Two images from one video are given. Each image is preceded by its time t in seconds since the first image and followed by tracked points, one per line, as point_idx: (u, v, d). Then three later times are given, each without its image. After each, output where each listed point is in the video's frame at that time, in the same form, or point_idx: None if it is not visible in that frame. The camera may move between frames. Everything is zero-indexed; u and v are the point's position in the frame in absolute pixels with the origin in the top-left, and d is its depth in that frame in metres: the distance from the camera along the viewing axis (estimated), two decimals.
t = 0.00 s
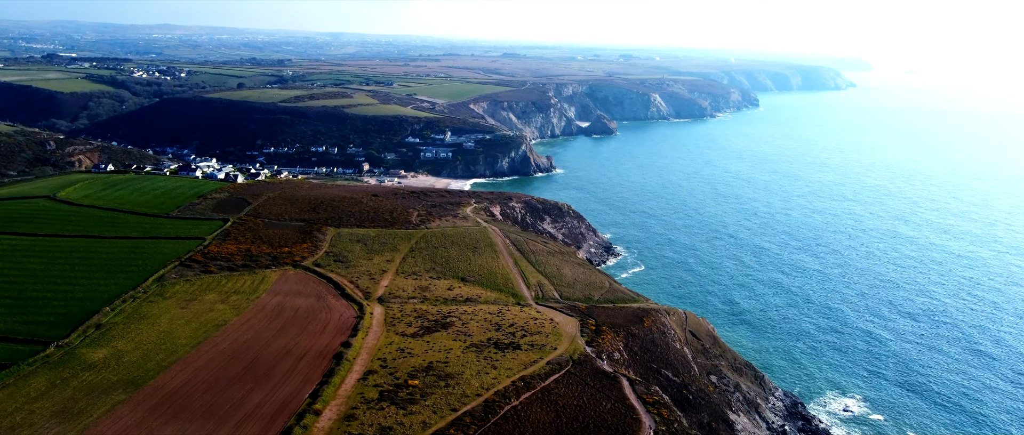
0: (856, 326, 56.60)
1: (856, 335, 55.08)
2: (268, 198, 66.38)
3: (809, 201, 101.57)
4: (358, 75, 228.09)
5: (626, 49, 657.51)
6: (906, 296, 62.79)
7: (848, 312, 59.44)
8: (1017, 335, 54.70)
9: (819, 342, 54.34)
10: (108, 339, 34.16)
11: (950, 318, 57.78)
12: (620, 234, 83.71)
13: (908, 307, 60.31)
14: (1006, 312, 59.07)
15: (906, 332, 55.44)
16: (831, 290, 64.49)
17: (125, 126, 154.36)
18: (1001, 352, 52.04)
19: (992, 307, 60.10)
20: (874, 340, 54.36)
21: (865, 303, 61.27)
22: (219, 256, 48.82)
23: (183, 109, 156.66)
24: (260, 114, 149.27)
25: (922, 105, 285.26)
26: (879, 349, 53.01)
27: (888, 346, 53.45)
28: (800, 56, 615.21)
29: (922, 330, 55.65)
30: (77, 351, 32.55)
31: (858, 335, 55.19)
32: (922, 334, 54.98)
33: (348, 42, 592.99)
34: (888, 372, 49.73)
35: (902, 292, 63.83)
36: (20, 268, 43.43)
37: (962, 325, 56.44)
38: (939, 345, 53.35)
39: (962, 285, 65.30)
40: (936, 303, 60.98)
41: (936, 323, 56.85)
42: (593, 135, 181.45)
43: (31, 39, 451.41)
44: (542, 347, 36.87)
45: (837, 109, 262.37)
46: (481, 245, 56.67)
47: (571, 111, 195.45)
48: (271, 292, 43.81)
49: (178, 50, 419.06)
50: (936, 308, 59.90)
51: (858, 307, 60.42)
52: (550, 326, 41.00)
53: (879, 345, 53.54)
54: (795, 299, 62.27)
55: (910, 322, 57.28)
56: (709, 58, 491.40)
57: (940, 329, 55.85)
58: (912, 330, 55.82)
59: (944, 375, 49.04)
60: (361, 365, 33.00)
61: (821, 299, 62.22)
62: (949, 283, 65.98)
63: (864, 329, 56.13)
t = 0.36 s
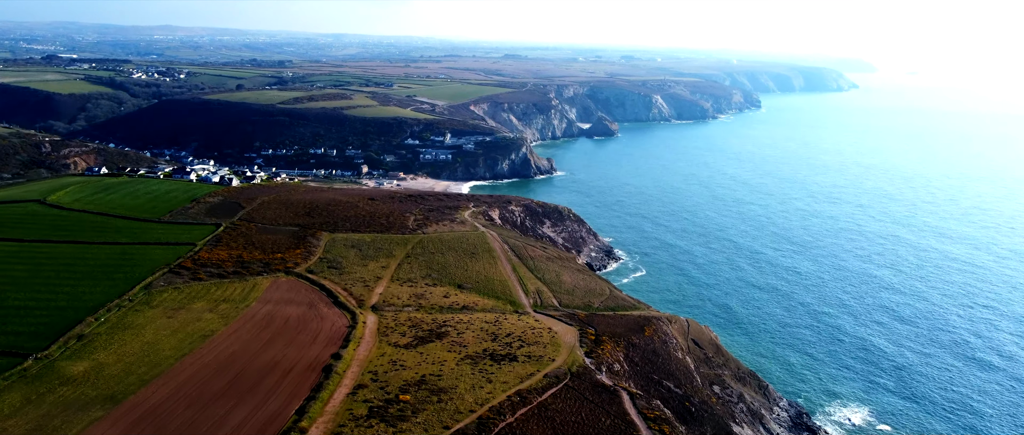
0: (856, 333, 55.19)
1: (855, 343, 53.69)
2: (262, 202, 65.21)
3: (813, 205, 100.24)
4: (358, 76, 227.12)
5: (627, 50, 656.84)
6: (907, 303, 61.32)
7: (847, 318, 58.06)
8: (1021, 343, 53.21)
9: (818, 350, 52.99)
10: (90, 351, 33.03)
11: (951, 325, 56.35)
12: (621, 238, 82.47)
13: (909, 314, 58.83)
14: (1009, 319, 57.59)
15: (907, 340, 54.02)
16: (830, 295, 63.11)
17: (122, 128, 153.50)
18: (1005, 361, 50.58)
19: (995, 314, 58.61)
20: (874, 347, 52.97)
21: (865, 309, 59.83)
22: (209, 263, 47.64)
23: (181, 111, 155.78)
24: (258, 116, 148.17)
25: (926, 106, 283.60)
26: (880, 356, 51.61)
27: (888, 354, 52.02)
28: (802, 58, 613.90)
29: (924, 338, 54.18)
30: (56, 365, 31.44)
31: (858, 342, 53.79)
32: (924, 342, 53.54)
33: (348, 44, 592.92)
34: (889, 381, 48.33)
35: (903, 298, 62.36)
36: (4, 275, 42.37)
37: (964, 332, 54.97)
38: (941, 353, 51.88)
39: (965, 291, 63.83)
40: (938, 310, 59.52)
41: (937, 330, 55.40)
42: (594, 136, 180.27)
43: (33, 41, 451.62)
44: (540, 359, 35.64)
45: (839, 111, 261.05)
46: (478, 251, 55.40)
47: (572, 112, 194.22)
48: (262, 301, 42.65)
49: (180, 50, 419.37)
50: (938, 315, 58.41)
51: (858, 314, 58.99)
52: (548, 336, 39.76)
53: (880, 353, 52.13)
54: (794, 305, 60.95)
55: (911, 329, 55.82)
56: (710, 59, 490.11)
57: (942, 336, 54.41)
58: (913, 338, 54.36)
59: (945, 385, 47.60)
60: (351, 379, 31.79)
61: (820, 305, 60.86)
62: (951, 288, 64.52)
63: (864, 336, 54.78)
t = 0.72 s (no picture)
0: (852, 344, 53.41)
1: (852, 354, 51.90)
2: (247, 208, 63.04)
3: (812, 209, 98.72)
4: (353, 77, 224.95)
5: (623, 52, 656.80)
6: (900, 313, 59.35)
7: (838, 330, 56.04)
8: (1018, 358, 51.31)
9: (809, 363, 51.00)
10: (51, 375, 30.95)
11: (947, 337, 54.40)
12: (618, 243, 80.58)
13: (903, 325, 56.81)
14: (1006, 331, 55.67)
15: (901, 353, 52.08)
16: (822, 305, 61.10)
17: (111, 130, 151.02)
18: (1002, 376, 48.65)
19: (991, 326, 56.71)
20: (866, 360, 51.01)
21: (861, 318, 58.08)
22: (188, 274, 45.51)
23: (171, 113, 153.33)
24: (249, 118, 145.86)
25: (922, 108, 283.19)
26: (872, 370, 49.66)
27: (883, 367, 50.17)
28: (798, 59, 614.70)
29: (918, 351, 52.29)
30: (12, 391, 29.38)
31: (852, 354, 51.90)
32: (918, 356, 51.60)
33: (344, 45, 591.00)
34: (881, 397, 46.39)
35: (900, 307, 60.59)
36: None
37: (960, 345, 53.03)
38: (936, 367, 49.95)
39: (960, 301, 61.88)
40: (933, 321, 57.54)
41: (931, 343, 53.48)
42: (590, 138, 178.61)
43: (26, 41, 448.69)
44: (533, 380, 33.71)
45: (836, 112, 260.32)
46: (470, 260, 53.38)
47: (568, 114, 192.47)
48: (240, 316, 40.49)
49: (174, 51, 417.28)
50: (932, 326, 56.47)
51: (850, 324, 57.01)
52: (542, 353, 37.81)
53: (872, 366, 50.17)
54: (784, 316, 58.92)
55: (904, 342, 53.86)
56: (707, 60, 489.50)
57: (937, 350, 52.47)
58: (907, 351, 52.44)
59: (940, 403, 45.68)
60: (330, 405, 29.75)
61: (811, 316, 58.82)
62: (949, 297, 62.80)
63: (856, 349, 52.82)
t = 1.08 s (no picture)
0: (850, 354, 51.90)
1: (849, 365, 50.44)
2: (232, 213, 60.77)
3: (812, 211, 97.08)
4: (346, 76, 222.27)
5: (619, 50, 655.66)
6: (894, 321, 57.60)
7: (829, 339, 54.29)
8: (1013, 370, 49.67)
9: (799, 375, 49.29)
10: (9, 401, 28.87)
11: (941, 347, 52.73)
12: (616, 246, 78.64)
13: (896, 334, 55.06)
14: (1001, 341, 54.01)
15: (894, 365, 50.37)
16: (813, 312, 59.34)
17: (99, 129, 148.32)
18: (997, 391, 46.98)
19: (986, 335, 55.02)
20: (859, 372, 49.35)
21: (859, 326, 56.55)
22: (165, 284, 43.29)
23: (160, 113, 150.78)
24: (240, 117, 143.31)
25: (919, 107, 282.43)
26: (864, 383, 47.97)
27: (882, 378, 48.71)
28: (794, 58, 614.30)
29: (911, 363, 50.60)
30: None
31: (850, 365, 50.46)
32: (911, 368, 49.91)
33: (339, 43, 587.21)
34: (873, 413, 44.73)
35: (898, 313, 59.15)
36: None
37: (954, 357, 51.33)
38: (929, 381, 48.28)
39: (955, 308, 60.17)
40: (926, 330, 55.81)
41: (924, 354, 51.83)
42: (587, 138, 176.85)
43: (17, 38, 444.06)
44: (527, 402, 31.82)
45: (833, 112, 259.49)
46: (462, 268, 51.29)
47: (564, 113, 190.60)
48: (219, 330, 38.27)
49: (167, 49, 413.90)
50: (924, 335, 54.81)
51: (843, 333, 55.32)
52: (537, 370, 35.91)
53: (864, 379, 48.45)
54: (775, 323, 57.14)
55: (899, 352, 52.21)
56: (703, 59, 488.32)
57: (930, 361, 50.79)
58: (901, 362, 50.82)
59: (932, 419, 44.04)
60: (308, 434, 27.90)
61: (801, 323, 57.04)
62: (948, 303, 61.33)
63: (847, 360, 51.12)
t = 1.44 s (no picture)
0: (848, 363, 50.27)
1: (847, 375, 48.78)
2: (218, 218, 58.53)
3: (815, 213, 95.26)
4: (341, 75, 219.85)
5: (617, 48, 653.63)
6: (887, 328, 55.75)
7: (824, 347, 52.65)
8: (1009, 381, 47.93)
9: (789, 388, 47.47)
10: None
11: (935, 357, 50.95)
12: (615, 250, 76.66)
13: (889, 343, 53.20)
14: (997, 350, 52.22)
15: (888, 376, 48.65)
16: (804, 320, 57.47)
17: (89, 129, 145.73)
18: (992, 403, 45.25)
19: (982, 344, 53.25)
20: (858, 383, 47.71)
21: (857, 333, 54.90)
22: (143, 296, 41.07)
23: (151, 112, 148.27)
24: (232, 116, 140.90)
25: (918, 107, 281.08)
26: (856, 397, 46.17)
27: (881, 389, 47.06)
28: (791, 57, 612.83)
29: (904, 374, 48.82)
30: None
31: (847, 374, 48.85)
32: (905, 379, 48.20)
33: (335, 41, 583.56)
34: (864, 427, 42.98)
35: (898, 319, 57.51)
36: None
37: (948, 367, 49.56)
38: (923, 394, 46.49)
39: (950, 315, 58.33)
40: (921, 338, 53.98)
41: (924, 363, 50.20)
42: (585, 138, 174.85)
43: (10, 36, 440.23)
44: (524, 426, 29.89)
45: (832, 111, 257.96)
46: (457, 276, 49.18)
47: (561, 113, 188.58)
48: (197, 345, 36.10)
49: (161, 47, 410.50)
50: (921, 343, 53.17)
51: (842, 340, 53.67)
52: (535, 388, 33.93)
53: (855, 391, 46.71)
54: (765, 333, 55.29)
55: (898, 361, 50.58)
56: (701, 57, 486.45)
57: (923, 372, 49.01)
58: (901, 371, 49.18)
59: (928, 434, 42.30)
60: None
61: (792, 331, 55.18)
62: (949, 308, 59.65)
63: (839, 371, 49.29)
